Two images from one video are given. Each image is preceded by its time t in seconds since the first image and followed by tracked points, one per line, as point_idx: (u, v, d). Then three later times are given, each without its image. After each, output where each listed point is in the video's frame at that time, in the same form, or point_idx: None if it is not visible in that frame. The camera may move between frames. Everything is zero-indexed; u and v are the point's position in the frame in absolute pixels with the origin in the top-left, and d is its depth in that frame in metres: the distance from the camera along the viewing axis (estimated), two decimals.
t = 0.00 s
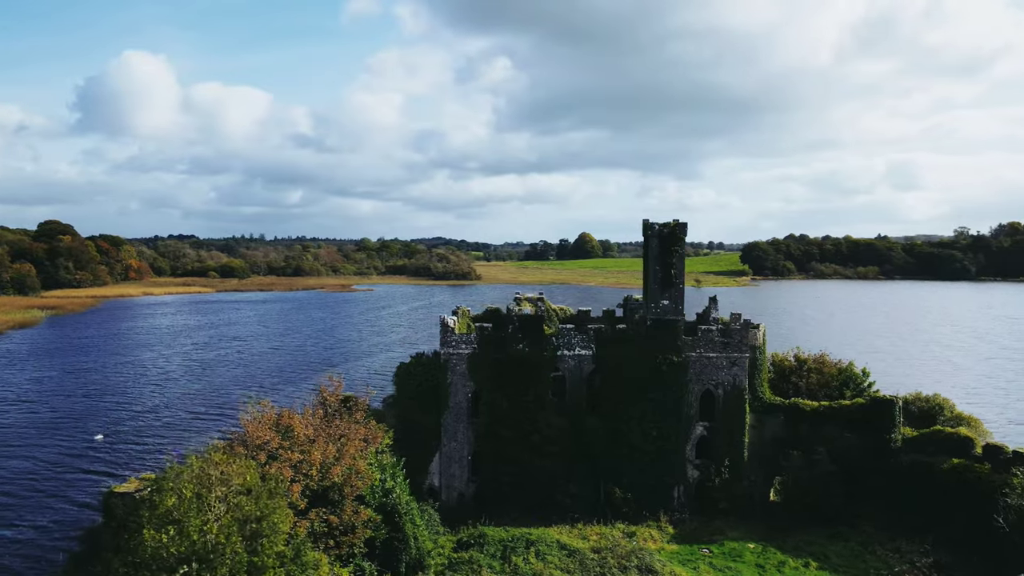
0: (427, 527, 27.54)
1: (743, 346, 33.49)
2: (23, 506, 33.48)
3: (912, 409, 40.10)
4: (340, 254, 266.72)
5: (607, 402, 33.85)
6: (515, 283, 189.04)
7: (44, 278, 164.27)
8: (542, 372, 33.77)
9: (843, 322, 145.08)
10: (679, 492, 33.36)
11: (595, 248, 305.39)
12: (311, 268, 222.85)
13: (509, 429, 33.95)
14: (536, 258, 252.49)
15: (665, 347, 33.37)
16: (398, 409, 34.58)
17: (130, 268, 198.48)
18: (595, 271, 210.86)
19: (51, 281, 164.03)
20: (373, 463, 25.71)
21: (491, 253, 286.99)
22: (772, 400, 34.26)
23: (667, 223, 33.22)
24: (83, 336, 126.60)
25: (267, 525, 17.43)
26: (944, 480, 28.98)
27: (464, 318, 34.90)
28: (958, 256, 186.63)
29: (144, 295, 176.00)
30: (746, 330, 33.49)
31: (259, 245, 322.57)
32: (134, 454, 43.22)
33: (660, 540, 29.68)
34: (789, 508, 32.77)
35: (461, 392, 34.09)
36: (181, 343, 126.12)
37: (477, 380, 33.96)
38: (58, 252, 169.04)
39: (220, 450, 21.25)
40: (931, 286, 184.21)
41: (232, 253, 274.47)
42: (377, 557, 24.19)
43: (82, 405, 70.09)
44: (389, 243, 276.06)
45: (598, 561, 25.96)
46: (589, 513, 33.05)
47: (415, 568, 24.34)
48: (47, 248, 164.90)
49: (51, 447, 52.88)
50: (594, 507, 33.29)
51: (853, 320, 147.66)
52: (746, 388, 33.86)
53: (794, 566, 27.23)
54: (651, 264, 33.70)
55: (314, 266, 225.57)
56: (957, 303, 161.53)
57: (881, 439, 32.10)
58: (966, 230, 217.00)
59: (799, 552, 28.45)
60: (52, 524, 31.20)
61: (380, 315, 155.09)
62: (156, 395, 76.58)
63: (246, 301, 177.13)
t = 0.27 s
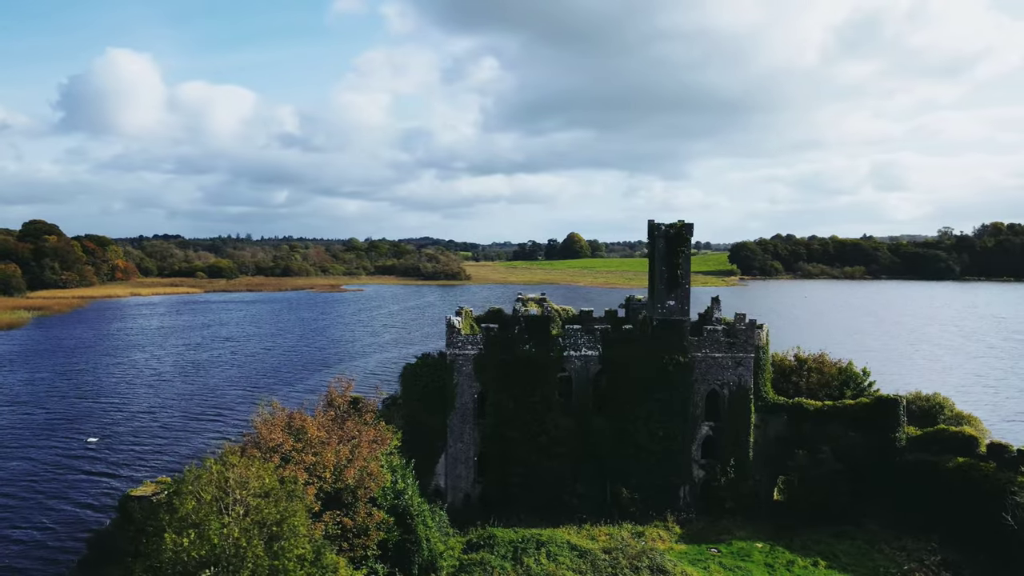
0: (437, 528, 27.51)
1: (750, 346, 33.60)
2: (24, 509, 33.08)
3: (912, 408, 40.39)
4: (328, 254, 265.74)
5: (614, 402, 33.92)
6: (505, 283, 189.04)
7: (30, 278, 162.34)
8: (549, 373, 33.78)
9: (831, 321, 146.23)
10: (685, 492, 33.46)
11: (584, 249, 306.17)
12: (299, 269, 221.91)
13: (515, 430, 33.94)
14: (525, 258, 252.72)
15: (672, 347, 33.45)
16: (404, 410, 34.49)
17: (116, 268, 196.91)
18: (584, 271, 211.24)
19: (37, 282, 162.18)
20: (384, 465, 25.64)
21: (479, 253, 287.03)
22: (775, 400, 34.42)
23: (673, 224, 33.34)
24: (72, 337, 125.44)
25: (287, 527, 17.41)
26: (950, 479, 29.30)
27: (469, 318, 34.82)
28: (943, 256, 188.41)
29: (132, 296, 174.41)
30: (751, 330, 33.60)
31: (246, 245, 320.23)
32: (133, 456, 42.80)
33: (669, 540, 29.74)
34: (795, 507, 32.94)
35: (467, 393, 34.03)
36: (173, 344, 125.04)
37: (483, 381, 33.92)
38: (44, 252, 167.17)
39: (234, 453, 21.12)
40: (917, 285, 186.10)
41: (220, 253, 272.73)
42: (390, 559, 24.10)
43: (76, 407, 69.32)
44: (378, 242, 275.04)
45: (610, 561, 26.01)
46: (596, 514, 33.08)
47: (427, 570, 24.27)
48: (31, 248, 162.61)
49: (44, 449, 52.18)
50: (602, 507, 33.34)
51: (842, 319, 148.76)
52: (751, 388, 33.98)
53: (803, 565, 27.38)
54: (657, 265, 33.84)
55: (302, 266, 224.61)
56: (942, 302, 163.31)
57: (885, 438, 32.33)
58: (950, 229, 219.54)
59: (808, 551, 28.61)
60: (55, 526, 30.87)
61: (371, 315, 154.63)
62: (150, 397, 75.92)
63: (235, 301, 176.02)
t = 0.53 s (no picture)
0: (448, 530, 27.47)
1: (756, 346, 33.70)
2: (28, 511, 32.75)
3: (914, 408, 40.65)
4: (320, 254, 264.84)
5: (621, 402, 33.96)
6: (498, 283, 188.90)
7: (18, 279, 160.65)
8: (556, 373, 33.79)
9: (823, 321, 146.99)
10: (692, 491, 33.56)
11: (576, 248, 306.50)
12: (291, 269, 220.96)
13: (523, 430, 33.93)
14: (518, 258, 252.72)
15: (679, 347, 33.53)
16: (411, 411, 34.41)
17: (106, 268, 195.33)
18: (577, 271, 211.41)
19: (25, 282, 160.52)
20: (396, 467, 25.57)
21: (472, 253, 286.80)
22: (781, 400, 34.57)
23: (681, 225, 33.43)
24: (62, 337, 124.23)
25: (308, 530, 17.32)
26: (957, 478, 29.51)
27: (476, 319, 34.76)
28: (931, 256, 189.77)
29: (122, 296, 173.03)
30: (758, 330, 33.71)
31: (236, 245, 318.23)
32: (134, 457, 42.45)
33: (678, 540, 29.81)
34: (802, 507, 33.10)
35: (474, 393, 33.99)
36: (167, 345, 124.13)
37: (491, 381, 33.89)
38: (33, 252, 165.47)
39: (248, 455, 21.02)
40: (908, 284, 187.41)
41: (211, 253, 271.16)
42: (403, 561, 24.07)
43: (72, 408, 68.67)
44: (369, 243, 274.05)
45: (622, 562, 26.05)
46: (605, 514, 33.12)
47: (440, 571, 24.26)
48: (19, 248, 160.57)
49: (41, 452, 51.62)
50: (610, 508, 33.36)
51: (834, 318, 149.56)
52: (757, 388, 34.09)
53: (813, 564, 27.52)
54: (664, 265, 33.89)
55: (295, 266, 223.67)
56: (932, 301, 164.56)
57: (891, 438, 32.52)
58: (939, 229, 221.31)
59: (817, 551, 28.75)
60: (60, 529, 30.57)
61: (364, 315, 154.16)
62: (147, 398, 75.42)
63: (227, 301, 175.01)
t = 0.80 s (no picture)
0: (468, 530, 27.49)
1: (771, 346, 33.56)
2: (44, 511, 32.73)
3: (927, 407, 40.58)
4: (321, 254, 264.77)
5: (637, 403, 33.94)
6: (500, 283, 188.74)
7: (20, 279, 160.41)
8: (572, 374, 33.78)
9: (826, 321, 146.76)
10: (708, 492, 33.55)
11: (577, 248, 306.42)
12: (293, 269, 220.87)
13: (538, 431, 33.92)
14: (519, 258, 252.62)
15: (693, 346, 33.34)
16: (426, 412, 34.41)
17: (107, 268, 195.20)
18: (579, 271, 211.24)
19: (27, 282, 160.31)
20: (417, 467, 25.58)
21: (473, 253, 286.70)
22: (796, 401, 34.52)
23: (696, 225, 33.41)
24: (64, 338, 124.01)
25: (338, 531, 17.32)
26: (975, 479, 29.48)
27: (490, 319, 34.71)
28: (932, 256, 189.37)
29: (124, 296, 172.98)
30: (773, 330, 33.65)
31: (235, 245, 318.55)
32: (148, 456, 42.36)
33: (696, 540, 29.79)
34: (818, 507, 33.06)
35: (490, 394, 33.98)
36: (171, 345, 123.94)
37: (506, 382, 33.88)
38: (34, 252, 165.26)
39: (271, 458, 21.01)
40: (910, 284, 187.19)
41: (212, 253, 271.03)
42: (425, 562, 24.09)
43: (79, 408, 68.48)
44: (369, 243, 273.44)
45: (643, 562, 26.05)
46: (621, 515, 33.11)
47: (462, 572, 24.27)
48: (20, 248, 159.85)
49: (51, 452, 51.51)
50: (626, 508, 33.35)
51: (836, 318, 149.38)
52: (773, 388, 34.03)
53: (832, 565, 27.50)
54: (679, 265, 33.80)
55: (296, 266, 223.57)
56: (934, 301, 164.39)
57: (908, 438, 32.47)
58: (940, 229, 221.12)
59: (836, 552, 28.73)
60: (76, 529, 30.51)
61: (367, 315, 154.06)
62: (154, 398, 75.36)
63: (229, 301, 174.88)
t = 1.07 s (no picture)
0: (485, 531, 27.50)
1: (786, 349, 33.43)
2: (57, 511, 32.71)
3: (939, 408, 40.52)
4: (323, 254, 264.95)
5: (651, 404, 33.91)
6: (502, 284, 188.72)
7: (23, 279, 160.59)
8: (586, 375, 33.78)
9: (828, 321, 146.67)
10: (722, 493, 33.51)
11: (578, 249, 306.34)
12: (295, 269, 221.00)
13: (552, 432, 33.92)
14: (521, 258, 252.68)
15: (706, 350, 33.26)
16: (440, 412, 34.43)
17: (109, 268, 195.36)
18: (581, 271, 211.17)
19: (30, 283, 160.50)
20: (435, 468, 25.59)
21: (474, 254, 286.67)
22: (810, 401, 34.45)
23: (710, 226, 33.35)
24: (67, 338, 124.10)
25: (363, 534, 17.32)
26: (991, 479, 29.43)
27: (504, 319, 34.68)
28: (933, 256, 189.14)
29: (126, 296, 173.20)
30: (787, 331, 33.54)
31: (237, 246, 318.97)
32: (159, 455, 42.32)
33: (711, 541, 29.77)
34: (832, 508, 33.03)
35: (503, 394, 33.98)
36: (175, 345, 123.81)
37: (520, 382, 33.88)
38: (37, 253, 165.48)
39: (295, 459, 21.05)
40: (913, 284, 186.94)
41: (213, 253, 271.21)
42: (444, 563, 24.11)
43: (86, 407, 68.45)
44: (361, 243, 272.72)
45: (660, 563, 26.05)
46: (635, 516, 33.09)
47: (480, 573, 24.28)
48: (23, 248, 160.00)
49: (60, 452, 51.45)
50: (640, 509, 33.33)
51: (839, 319, 149.25)
52: (787, 389, 33.94)
53: (849, 566, 27.48)
54: (693, 266, 33.79)
55: (298, 266, 223.73)
56: (937, 301, 164.17)
57: (922, 439, 32.41)
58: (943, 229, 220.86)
59: (852, 553, 28.72)
60: (91, 529, 30.48)
61: (369, 316, 154.10)
62: (161, 398, 75.33)
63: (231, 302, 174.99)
